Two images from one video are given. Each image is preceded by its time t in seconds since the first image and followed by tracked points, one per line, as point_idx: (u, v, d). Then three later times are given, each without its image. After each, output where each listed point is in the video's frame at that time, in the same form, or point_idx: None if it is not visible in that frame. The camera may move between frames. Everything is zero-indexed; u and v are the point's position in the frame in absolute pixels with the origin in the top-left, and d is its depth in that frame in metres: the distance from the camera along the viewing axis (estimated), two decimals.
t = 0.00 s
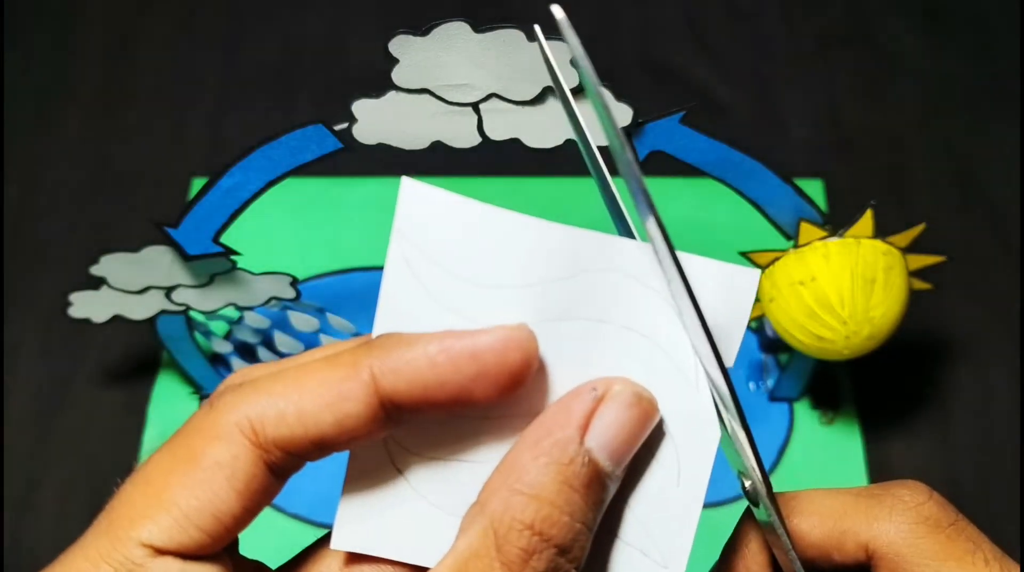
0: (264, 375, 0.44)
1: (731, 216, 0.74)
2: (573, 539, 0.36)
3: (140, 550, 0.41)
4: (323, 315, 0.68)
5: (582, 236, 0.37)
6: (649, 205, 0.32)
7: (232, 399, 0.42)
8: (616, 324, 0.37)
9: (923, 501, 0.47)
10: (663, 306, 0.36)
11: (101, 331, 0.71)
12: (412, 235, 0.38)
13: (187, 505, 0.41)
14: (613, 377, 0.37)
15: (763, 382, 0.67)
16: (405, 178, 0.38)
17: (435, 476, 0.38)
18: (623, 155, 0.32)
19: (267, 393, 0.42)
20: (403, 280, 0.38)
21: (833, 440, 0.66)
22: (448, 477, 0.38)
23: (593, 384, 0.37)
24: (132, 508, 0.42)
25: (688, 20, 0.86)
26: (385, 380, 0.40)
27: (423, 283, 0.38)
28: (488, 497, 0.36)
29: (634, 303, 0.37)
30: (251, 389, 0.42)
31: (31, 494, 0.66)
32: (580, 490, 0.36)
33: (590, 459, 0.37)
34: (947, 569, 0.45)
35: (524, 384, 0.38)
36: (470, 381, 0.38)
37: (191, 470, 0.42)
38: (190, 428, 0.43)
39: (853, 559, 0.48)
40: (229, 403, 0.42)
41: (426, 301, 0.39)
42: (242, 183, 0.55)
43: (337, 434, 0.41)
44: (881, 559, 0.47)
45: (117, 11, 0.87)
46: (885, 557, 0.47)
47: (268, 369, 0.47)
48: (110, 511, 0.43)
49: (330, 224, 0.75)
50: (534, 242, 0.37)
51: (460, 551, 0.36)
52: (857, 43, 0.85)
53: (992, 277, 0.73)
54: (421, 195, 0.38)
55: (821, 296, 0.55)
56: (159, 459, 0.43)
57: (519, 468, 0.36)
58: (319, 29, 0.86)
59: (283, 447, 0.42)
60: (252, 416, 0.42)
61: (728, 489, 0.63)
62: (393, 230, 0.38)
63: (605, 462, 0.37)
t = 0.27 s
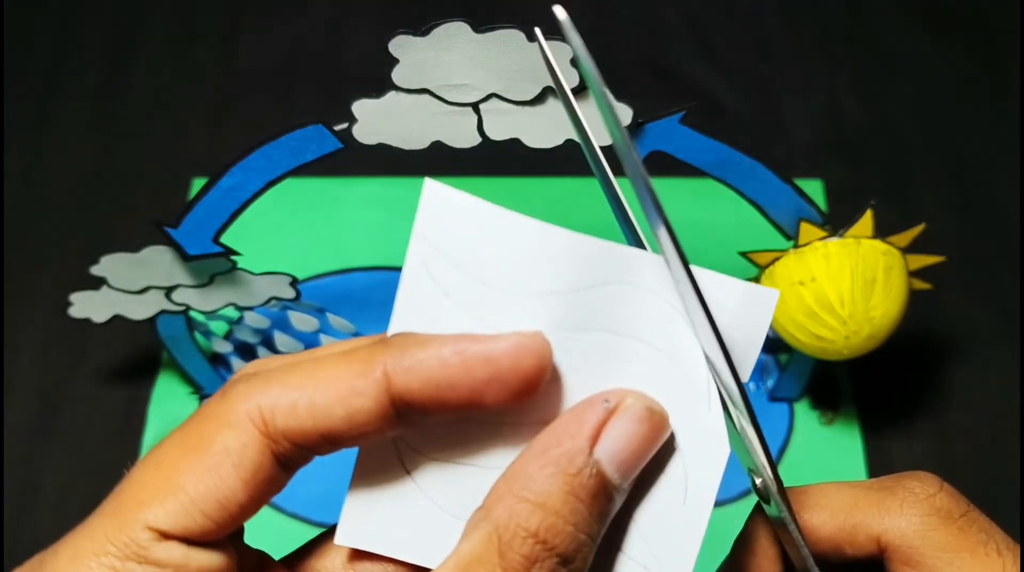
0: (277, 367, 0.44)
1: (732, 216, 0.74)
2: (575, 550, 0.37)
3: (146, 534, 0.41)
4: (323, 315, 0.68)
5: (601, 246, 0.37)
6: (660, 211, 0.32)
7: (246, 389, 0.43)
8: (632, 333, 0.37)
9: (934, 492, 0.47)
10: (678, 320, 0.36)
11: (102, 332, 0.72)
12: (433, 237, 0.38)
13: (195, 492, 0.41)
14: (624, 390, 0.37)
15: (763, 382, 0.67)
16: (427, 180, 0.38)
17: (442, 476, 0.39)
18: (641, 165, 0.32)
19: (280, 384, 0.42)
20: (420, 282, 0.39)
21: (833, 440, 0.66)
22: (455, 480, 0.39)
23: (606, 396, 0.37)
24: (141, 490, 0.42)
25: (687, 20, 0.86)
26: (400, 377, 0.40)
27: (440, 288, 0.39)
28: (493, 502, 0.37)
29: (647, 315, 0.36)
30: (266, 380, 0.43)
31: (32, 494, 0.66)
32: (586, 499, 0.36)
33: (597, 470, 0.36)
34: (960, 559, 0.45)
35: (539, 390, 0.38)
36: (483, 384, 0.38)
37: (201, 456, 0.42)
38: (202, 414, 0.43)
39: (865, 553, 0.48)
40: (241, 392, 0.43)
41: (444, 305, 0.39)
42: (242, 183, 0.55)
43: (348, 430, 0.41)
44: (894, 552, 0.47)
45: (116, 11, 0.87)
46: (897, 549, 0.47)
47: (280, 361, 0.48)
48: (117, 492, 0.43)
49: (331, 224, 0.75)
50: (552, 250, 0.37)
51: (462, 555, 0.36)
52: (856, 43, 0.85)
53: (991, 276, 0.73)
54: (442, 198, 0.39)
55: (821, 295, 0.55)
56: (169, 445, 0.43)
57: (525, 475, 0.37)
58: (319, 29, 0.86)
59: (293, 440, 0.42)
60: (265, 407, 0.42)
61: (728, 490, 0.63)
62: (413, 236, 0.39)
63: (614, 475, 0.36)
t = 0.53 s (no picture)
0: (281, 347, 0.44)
1: (731, 216, 0.74)
2: (561, 554, 0.37)
3: (139, 504, 0.42)
4: (323, 315, 0.68)
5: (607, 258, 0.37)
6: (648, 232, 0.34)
7: (247, 366, 0.43)
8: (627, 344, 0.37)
9: (949, 502, 0.47)
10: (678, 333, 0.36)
11: (102, 332, 0.72)
12: (444, 232, 0.39)
13: (190, 466, 0.42)
14: (621, 401, 0.37)
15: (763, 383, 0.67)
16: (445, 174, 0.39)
17: (434, 469, 0.39)
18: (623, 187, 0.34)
19: (281, 365, 0.43)
20: (428, 276, 0.39)
21: (832, 441, 0.66)
22: (447, 477, 0.39)
23: (603, 404, 0.37)
24: (137, 460, 0.43)
25: (687, 19, 0.86)
26: (401, 366, 0.40)
27: (449, 286, 0.39)
28: (484, 502, 0.37)
29: (644, 326, 0.36)
30: (269, 360, 0.43)
31: (32, 494, 0.66)
32: (575, 503, 0.37)
33: (587, 477, 0.36)
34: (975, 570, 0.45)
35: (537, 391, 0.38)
36: (482, 382, 0.38)
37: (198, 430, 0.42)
38: (203, 388, 0.44)
39: (880, 564, 0.48)
40: (243, 369, 0.43)
41: (451, 303, 0.39)
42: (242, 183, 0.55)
43: (346, 415, 0.41)
44: (910, 563, 0.47)
45: (117, 11, 0.87)
46: (912, 560, 0.47)
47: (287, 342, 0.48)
48: (115, 460, 0.44)
49: (331, 224, 0.75)
50: (556, 255, 0.38)
51: (449, 550, 0.37)
52: (856, 42, 0.85)
53: (991, 275, 0.73)
54: (457, 194, 0.39)
55: (821, 295, 0.55)
56: (168, 416, 0.43)
57: (517, 476, 0.37)
58: (319, 29, 0.86)
59: (290, 421, 0.42)
60: (265, 387, 0.42)
61: (727, 489, 0.63)
62: (425, 231, 0.39)
63: (604, 484, 0.36)
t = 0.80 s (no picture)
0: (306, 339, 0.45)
1: (731, 216, 0.74)
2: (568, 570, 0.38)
3: (152, 484, 0.42)
4: (323, 314, 0.68)
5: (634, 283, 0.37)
6: (664, 244, 0.32)
7: (272, 355, 0.43)
8: (649, 367, 0.37)
9: (961, 510, 0.46)
10: (702, 361, 0.36)
11: (102, 332, 0.72)
12: (478, 240, 0.40)
13: (207, 450, 0.42)
14: (642, 424, 0.38)
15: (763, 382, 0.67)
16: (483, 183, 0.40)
17: (447, 476, 0.40)
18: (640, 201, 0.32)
19: (306, 358, 0.43)
20: (460, 283, 0.40)
21: (833, 440, 0.66)
22: (462, 484, 0.40)
23: (621, 427, 0.38)
24: (153, 440, 0.43)
25: (687, 20, 0.86)
26: (426, 369, 0.41)
27: (479, 293, 0.40)
28: (497, 518, 0.38)
29: (666, 351, 0.37)
30: (294, 351, 0.43)
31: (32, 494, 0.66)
32: (587, 523, 0.38)
33: (602, 497, 0.38)
34: None
35: (561, 405, 0.39)
36: (507, 394, 0.39)
37: (218, 415, 0.42)
38: (225, 373, 0.44)
39: None
40: (266, 359, 0.43)
41: (480, 312, 0.40)
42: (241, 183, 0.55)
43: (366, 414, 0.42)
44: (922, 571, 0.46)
45: (117, 11, 0.87)
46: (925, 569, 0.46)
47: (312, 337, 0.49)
48: (129, 439, 0.44)
49: (331, 224, 0.75)
50: (583, 276, 0.38)
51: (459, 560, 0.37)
52: (856, 42, 0.85)
53: (991, 275, 0.73)
54: (493, 204, 0.40)
55: (821, 296, 0.55)
56: (188, 399, 0.43)
57: (531, 491, 0.38)
58: (319, 29, 0.86)
59: (312, 415, 0.43)
60: (289, 378, 0.42)
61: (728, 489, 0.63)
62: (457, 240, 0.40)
63: (617, 505, 0.38)
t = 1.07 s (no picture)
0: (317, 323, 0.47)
1: (731, 216, 0.74)
2: None
3: (150, 443, 0.44)
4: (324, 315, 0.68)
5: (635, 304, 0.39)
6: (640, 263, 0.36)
7: (279, 333, 0.46)
8: (646, 384, 0.39)
9: (978, 519, 0.47)
10: (696, 384, 0.38)
11: (102, 332, 0.72)
12: (494, 241, 0.41)
13: (207, 416, 0.44)
14: (634, 443, 0.39)
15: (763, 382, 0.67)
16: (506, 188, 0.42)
17: (435, 468, 0.42)
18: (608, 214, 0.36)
19: (314, 341, 0.45)
20: (473, 283, 0.42)
21: (832, 440, 0.66)
22: (451, 481, 0.41)
23: (616, 445, 0.39)
24: (157, 400, 0.45)
25: (688, 20, 0.86)
26: (431, 362, 0.43)
27: (489, 294, 0.41)
28: (481, 523, 0.38)
29: (662, 369, 0.39)
30: (301, 331, 0.46)
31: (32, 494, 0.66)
32: (569, 536, 0.39)
33: (587, 511, 0.39)
34: None
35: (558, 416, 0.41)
36: (506, 398, 0.41)
37: (220, 383, 0.45)
38: (229, 345, 0.46)
39: None
40: (275, 335, 0.46)
41: (488, 315, 0.42)
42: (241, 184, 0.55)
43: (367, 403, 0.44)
44: None
45: (116, 11, 0.87)
46: None
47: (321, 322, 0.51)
48: (133, 397, 0.46)
49: (331, 224, 0.75)
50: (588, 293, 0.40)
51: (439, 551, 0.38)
52: (856, 42, 0.85)
53: (991, 275, 0.73)
54: (514, 209, 0.41)
55: (821, 296, 0.55)
56: (196, 364, 0.46)
57: (518, 496, 0.39)
58: (319, 29, 0.86)
59: (312, 394, 0.45)
60: (294, 354, 0.45)
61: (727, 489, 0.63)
62: (475, 240, 0.42)
63: (602, 522, 0.39)
